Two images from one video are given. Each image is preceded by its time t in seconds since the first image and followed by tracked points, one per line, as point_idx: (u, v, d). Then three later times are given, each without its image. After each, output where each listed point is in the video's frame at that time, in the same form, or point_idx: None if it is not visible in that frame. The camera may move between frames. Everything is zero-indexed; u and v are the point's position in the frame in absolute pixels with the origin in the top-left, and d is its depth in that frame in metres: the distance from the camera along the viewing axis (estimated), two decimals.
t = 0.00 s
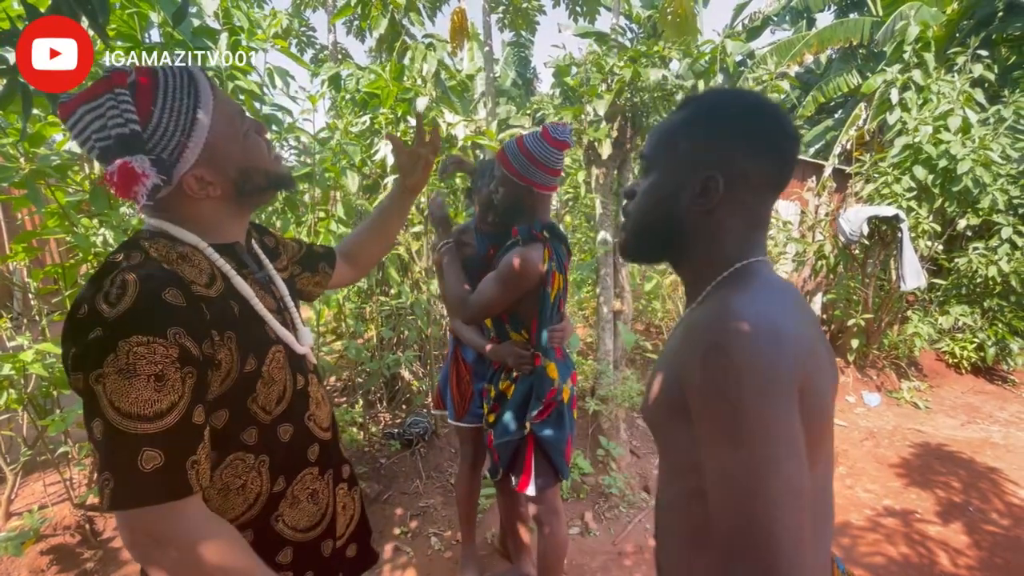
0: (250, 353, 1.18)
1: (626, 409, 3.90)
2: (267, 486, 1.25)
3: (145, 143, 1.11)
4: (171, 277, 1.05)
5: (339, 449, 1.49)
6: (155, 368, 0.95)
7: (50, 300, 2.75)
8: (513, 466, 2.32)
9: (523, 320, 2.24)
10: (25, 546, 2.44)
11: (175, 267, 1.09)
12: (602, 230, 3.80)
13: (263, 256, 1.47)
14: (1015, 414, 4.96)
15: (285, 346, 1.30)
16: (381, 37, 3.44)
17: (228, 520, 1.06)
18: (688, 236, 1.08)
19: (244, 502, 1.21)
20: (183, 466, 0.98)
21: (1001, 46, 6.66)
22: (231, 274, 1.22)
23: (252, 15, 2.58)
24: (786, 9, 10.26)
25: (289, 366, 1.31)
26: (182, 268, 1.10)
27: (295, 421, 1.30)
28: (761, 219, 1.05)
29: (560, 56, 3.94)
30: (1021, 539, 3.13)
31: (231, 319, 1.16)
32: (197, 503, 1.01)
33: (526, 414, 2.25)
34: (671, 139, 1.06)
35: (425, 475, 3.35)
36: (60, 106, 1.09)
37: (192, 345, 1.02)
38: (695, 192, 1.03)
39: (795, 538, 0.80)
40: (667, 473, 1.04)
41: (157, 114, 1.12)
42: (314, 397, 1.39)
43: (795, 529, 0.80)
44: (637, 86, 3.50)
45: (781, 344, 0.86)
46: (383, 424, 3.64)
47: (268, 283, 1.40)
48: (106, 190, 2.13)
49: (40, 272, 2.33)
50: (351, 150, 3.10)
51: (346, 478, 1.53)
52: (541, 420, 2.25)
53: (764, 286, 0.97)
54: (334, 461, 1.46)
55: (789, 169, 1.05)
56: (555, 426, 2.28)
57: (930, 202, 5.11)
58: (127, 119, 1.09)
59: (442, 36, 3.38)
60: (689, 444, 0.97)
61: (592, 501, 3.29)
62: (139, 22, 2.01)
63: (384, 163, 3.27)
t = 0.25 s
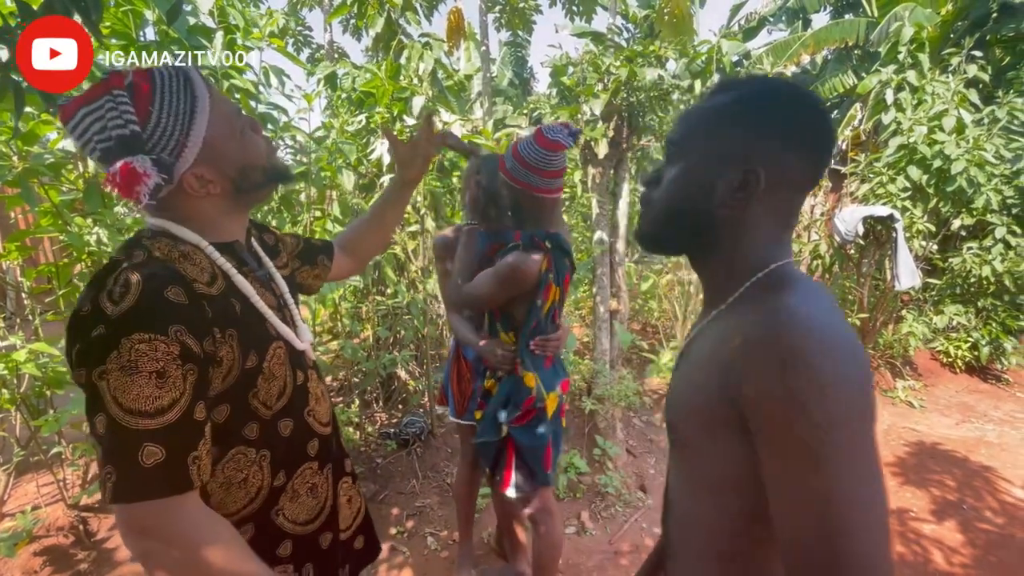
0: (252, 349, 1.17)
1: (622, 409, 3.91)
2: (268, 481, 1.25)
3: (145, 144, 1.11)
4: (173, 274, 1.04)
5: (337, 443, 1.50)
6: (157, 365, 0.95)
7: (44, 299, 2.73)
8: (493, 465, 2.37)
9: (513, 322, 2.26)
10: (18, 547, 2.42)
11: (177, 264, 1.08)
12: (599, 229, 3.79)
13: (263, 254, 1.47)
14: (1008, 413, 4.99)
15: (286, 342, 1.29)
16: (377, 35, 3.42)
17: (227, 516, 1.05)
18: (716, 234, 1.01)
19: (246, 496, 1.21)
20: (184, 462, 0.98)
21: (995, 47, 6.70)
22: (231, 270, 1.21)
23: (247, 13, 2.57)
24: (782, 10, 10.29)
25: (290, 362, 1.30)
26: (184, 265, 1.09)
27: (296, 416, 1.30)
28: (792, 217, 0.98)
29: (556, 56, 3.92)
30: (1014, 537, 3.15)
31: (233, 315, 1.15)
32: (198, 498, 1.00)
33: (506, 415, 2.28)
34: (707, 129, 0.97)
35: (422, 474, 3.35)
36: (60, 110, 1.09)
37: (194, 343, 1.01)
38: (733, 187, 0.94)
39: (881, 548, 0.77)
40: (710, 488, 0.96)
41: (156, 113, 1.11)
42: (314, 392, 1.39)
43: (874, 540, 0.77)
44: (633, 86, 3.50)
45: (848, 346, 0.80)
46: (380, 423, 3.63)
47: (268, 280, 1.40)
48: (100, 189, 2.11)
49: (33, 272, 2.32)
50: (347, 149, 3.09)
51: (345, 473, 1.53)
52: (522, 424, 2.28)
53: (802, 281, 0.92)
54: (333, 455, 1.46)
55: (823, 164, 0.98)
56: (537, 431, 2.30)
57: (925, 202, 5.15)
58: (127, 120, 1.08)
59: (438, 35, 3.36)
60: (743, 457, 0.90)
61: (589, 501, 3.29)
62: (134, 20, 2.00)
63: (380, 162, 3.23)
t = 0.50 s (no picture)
0: (261, 350, 1.18)
1: (618, 409, 3.91)
2: (277, 479, 1.25)
3: (157, 150, 1.12)
4: (186, 276, 1.05)
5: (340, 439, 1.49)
6: (175, 367, 0.95)
7: (38, 300, 2.73)
8: (478, 463, 2.39)
9: (502, 324, 2.26)
10: (11, 549, 2.41)
11: (190, 267, 1.08)
12: (594, 229, 3.78)
13: (262, 256, 1.46)
14: (1000, 413, 5.02)
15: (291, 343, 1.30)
16: (373, 36, 3.42)
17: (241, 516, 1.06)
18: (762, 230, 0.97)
19: (255, 495, 1.21)
20: (202, 462, 0.98)
21: (988, 49, 6.74)
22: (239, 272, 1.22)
23: (242, 14, 2.57)
24: (777, 12, 10.33)
25: (295, 362, 1.30)
26: (196, 267, 1.10)
27: (301, 414, 1.30)
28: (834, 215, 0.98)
29: (552, 57, 3.94)
30: (1006, 537, 3.17)
31: (242, 317, 1.16)
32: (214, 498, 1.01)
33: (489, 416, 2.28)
34: (756, 117, 0.95)
35: (418, 475, 3.34)
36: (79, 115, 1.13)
37: (209, 344, 1.02)
38: (791, 182, 0.92)
39: (979, 575, 0.76)
40: (767, 523, 0.91)
41: (168, 119, 1.12)
42: (318, 391, 1.39)
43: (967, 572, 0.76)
44: (628, 87, 3.51)
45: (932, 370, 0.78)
46: (376, 424, 3.63)
47: (270, 282, 1.40)
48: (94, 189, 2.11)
49: (27, 272, 2.31)
50: (343, 150, 3.10)
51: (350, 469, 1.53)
52: (505, 427, 2.29)
53: (854, 300, 0.90)
54: (337, 451, 1.46)
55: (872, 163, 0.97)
56: (519, 436, 2.30)
57: (918, 203, 5.21)
58: (141, 127, 1.10)
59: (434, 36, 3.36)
60: (812, 488, 0.86)
61: (585, 501, 3.29)
62: (129, 20, 2.00)
63: (376, 163, 3.24)
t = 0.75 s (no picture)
0: (263, 349, 1.18)
1: (614, 409, 3.93)
2: (277, 478, 1.26)
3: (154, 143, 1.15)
4: (189, 274, 1.06)
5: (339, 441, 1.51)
6: (179, 366, 0.96)
7: (33, 300, 2.72)
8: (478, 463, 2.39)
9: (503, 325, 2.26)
10: (7, 550, 2.41)
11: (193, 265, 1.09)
12: (590, 231, 3.80)
13: (263, 255, 1.46)
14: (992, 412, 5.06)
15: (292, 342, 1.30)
16: (370, 37, 3.42)
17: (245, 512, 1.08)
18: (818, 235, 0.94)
19: (255, 493, 1.22)
20: (205, 460, 1.00)
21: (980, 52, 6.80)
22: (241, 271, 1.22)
23: (240, 14, 2.57)
24: (772, 14, 10.38)
25: (297, 362, 1.31)
26: (200, 266, 1.11)
27: (302, 414, 1.31)
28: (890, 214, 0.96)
29: (548, 59, 3.96)
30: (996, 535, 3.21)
31: (245, 316, 1.17)
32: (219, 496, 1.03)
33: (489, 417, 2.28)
34: (806, 114, 0.92)
35: (415, 475, 3.35)
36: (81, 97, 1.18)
37: (212, 343, 1.03)
38: (852, 183, 0.89)
39: None
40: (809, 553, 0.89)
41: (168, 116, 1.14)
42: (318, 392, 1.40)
43: None
44: (624, 89, 3.53)
45: (990, 403, 0.79)
46: (373, 424, 3.63)
47: (270, 282, 1.40)
48: (91, 190, 2.12)
49: (22, 273, 2.31)
50: (340, 151, 3.12)
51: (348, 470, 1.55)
52: (505, 428, 2.29)
53: (900, 325, 0.90)
54: (336, 453, 1.47)
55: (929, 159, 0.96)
56: (519, 437, 2.31)
57: (910, 204, 5.24)
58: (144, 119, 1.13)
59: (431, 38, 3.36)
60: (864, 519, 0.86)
61: (581, 501, 3.31)
62: (127, 21, 2.00)
63: (373, 164, 3.25)
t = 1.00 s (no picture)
0: (237, 352, 1.18)
1: (611, 409, 3.95)
2: (253, 488, 1.26)
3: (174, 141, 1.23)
4: (158, 273, 1.08)
5: (331, 454, 1.52)
6: (136, 364, 0.98)
7: (31, 301, 2.72)
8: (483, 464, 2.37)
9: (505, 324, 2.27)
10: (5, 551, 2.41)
11: (167, 265, 1.11)
12: (587, 231, 3.82)
13: (265, 260, 1.45)
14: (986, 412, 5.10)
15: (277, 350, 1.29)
16: (368, 38, 3.44)
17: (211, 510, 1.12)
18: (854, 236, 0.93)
19: (228, 502, 1.23)
20: (162, 459, 1.02)
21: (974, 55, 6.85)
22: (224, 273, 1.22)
23: (238, 16, 2.59)
24: (769, 17, 10.43)
25: (284, 370, 1.31)
26: (174, 266, 1.12)
27: (285, 423, 1.32)
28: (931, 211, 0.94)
29: (546, 61, 3.98)
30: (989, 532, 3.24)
31: (220, 318, 1.16)
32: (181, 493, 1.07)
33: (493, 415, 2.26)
34: (845, 111, 0.91)
35: (413, 475, 3.36)
36: (128, 78, 1.26)
37: (175, 342, 1.04)
38: (894, 182, 0.89)
39: None
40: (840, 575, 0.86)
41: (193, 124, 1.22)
42: (308, 403, 1.41)
43: None
44: (621, 90, 3.55)
45: None
46: (370, 425, 3.64)
47: (267, 288, 1.40)
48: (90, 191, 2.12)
49: (21, 274, 2.31)
50: (338, 152, 3.14)
51: (340, 486, 1.56)
52: (510, 425, 2.28)
53: (946, 339, 0.87)
54: (325, 466, 1.48)
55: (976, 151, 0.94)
56: (524, 434, 2.30)
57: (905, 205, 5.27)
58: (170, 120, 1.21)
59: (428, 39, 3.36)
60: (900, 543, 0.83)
61: (578, 500, 3.32)
62: (125, 23, 2.01)
63: (371, 165, 3.25)
